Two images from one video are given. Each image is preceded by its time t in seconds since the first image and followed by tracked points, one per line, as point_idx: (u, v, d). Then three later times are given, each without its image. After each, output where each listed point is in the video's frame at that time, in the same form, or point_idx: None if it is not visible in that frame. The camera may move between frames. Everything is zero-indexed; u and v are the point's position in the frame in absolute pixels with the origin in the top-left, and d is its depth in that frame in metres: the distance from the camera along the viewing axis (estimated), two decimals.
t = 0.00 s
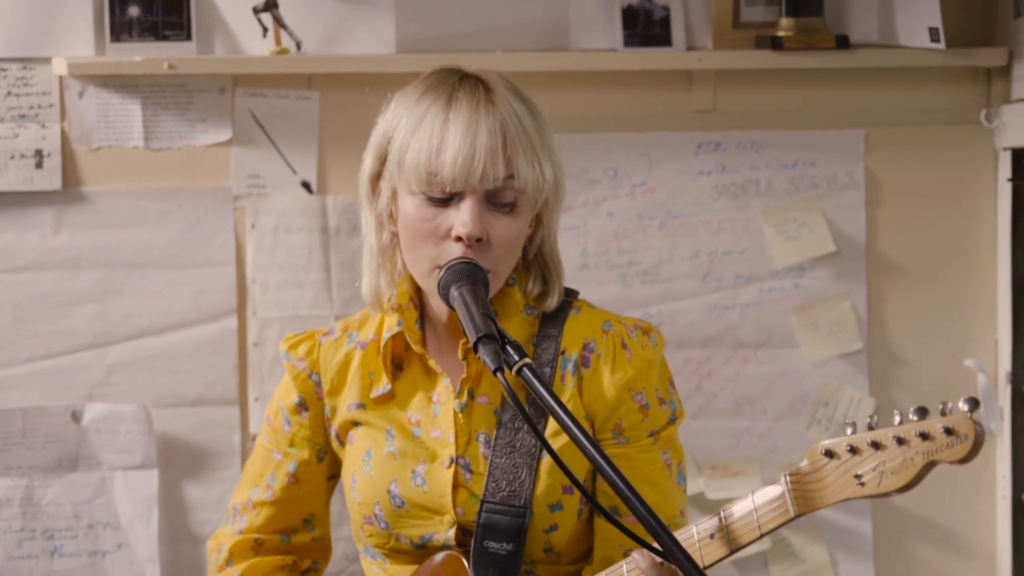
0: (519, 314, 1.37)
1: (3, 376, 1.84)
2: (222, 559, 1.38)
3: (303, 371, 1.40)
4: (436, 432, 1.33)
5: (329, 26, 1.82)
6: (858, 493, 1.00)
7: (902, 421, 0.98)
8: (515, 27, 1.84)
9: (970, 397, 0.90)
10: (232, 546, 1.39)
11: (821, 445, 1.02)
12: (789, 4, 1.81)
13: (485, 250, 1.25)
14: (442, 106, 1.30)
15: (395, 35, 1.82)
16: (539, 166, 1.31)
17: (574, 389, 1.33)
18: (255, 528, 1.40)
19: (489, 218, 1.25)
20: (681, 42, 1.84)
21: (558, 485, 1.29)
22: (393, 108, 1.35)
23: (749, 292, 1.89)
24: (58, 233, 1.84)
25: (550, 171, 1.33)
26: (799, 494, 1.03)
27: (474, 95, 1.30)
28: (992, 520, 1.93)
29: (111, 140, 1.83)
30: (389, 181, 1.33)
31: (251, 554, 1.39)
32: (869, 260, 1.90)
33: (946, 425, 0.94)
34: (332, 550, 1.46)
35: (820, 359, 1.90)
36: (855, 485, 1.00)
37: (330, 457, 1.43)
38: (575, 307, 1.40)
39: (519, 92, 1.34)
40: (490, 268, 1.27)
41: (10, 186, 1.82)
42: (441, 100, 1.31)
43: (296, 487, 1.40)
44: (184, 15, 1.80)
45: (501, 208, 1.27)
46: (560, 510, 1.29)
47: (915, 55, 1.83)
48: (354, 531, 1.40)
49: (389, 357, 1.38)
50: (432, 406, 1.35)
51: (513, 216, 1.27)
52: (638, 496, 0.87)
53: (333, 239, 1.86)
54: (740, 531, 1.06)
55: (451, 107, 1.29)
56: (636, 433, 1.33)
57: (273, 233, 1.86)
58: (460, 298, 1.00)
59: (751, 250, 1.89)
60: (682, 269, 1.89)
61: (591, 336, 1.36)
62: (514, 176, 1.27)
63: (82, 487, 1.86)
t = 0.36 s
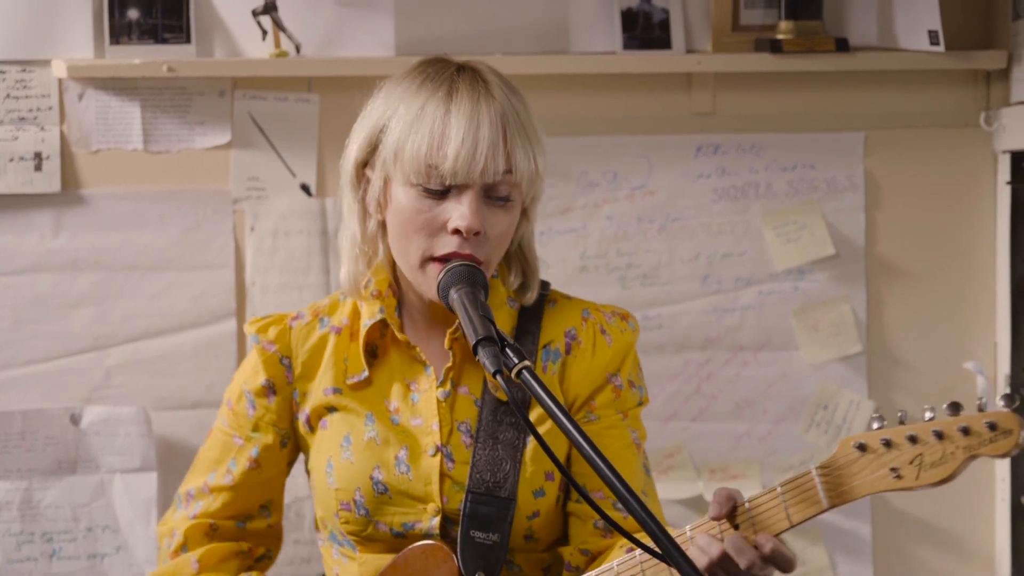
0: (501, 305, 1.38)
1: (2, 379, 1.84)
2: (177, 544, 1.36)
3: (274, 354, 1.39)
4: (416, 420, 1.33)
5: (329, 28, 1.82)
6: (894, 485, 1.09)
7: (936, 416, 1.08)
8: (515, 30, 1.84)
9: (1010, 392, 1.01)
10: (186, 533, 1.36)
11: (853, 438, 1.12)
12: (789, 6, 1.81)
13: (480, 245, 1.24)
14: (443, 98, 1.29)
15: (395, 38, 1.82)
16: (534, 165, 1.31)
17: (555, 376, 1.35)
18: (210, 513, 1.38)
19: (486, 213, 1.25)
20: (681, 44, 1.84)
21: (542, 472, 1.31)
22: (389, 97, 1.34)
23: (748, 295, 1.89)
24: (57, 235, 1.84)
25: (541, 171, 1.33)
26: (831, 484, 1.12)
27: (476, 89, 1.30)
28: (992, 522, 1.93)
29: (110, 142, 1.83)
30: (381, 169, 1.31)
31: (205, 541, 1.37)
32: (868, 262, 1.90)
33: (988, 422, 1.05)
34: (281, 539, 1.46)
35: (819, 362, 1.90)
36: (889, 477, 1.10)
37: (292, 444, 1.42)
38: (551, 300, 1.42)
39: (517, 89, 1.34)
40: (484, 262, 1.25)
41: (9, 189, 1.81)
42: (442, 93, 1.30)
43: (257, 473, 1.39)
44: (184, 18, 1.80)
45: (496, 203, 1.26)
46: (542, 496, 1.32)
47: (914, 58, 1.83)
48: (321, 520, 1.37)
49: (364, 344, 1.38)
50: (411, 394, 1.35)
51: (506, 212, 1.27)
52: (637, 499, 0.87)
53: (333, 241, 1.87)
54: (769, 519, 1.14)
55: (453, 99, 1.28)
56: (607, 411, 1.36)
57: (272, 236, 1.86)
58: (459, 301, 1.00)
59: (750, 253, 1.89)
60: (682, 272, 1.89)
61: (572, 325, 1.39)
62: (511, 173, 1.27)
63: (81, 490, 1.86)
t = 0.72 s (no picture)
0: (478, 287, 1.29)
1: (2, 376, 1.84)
2: (143, 553, 1.10)
3: (256, 338, 1.16)
4: (415, 407, 1.21)
5: (329, 24, 1.82)
6: (962, 467, 1.28)
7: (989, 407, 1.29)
8: (514, 25, 1.84)
9: None
10: (153, 539, 1.11)
11: (917, 425, 1.28)
12: (789, 2, 1.81)
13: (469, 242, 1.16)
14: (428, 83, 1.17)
15: (395, 34, 1.82)
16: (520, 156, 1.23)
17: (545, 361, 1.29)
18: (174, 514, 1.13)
19: (475, 206, 1.16)
20: (681, 40, 1.84)
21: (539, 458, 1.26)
22: (367, 79, 1.21)
23: (748, 291, 1.89)
24: (57, 232, 1.84)
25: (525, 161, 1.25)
26: (903, 468, 1.27)
27: (462, 76, 1.18)
28: (992, 518, 1.94)
29: (110, 139, 1.83)
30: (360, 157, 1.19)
31: (171, 550, 1.13)
32: (869, 259, 1.90)
33: None
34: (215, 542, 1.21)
35: (819, 358, 1.90)
36: (958, 461, 1.28)
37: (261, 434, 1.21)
38: (517, 285, 1.36)
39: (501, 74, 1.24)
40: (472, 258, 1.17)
41: (10, 185, 1.81)
42: (426, 77, 1.18)
43: (228, 467, 1.16)
44: (184, 14, 1.80)
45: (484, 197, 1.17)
46: (537, 479, 1.28)
47: (915, 53, 1.83)
48: (304, 514, 1.20)
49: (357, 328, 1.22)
50: (402, 380, 1.22)
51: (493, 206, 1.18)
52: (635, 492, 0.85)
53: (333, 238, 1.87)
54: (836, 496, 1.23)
55: (439, 87, 1.17)
56: (592, 396, 1.34)
57: (272, 232, 1.87)
58: (460, 297, 1.00)
59: (750, 249, 1.89)
60: (682, 268, 1.89)
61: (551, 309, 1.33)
62: (501, 167, 1.18)
63: (82, 486, 1.86)
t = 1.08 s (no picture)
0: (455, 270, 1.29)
1: (4, 376, 1.84)
2: None
3: (263, 342, 1.14)
4: (420, 395, 1.22)
5: (331, 25, 1.82)
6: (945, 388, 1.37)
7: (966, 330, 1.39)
8: (516, 26, 1.84)
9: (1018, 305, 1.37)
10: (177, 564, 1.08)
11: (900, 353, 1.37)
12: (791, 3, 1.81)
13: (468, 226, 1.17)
14: (411, 72, 1.17)
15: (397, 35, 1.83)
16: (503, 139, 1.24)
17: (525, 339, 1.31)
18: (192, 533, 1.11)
19: (472, 190, 1.18)
20: (682, 41, 1.84)
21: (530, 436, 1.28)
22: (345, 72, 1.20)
23: (750, 291, 1.89)
24: (59, 232, 1.84)
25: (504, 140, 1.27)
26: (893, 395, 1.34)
27: (440, 63, 1.19)
28: (993, 518, 1.94)
29: (112, 139, 1.83)
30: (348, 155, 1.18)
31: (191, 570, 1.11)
32: (871, 259, 1.90)
33: (996, 332, 1.41)
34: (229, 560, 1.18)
35: (821, 358, 1.90)
36: (941, 382, 1.37)
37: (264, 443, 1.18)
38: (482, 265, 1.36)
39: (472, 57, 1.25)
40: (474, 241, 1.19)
41: (12, 186, 1.82)
42: (406, 66, 1.18)
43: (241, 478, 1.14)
44: (186, 15, 1.80)
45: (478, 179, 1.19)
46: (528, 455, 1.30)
47: (917, 54, 1.83)
48: (317, 518, 1.19)
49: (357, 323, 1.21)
50: (403, 370, 1.23)
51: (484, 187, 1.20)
52: (638, 493, 0.87)
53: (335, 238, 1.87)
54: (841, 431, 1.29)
55: (421, 75, 1.17)
56: (564, 367, 1.36)
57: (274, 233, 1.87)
58: (463, 298, 1.00)
59: (752, 250, 1.89)
60: (683, 268, 1.89)
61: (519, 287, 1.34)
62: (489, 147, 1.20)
63: (84, 486, 1.86)
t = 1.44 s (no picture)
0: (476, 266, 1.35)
1: (11, 367, 1.84)
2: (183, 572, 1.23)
3: (267, 347, 1.28)
4: (432, 390, 1.30)
5: (338, 16, 1.82)
6: (968, 349, 1.21)
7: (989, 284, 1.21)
8: (524, 17, 1.84)
9: None
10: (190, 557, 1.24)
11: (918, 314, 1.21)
12: None
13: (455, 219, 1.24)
14: (367, 78, 1.26)
15: (405, 26, 1.83)
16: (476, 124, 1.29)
17: (551, 329, 1.34)
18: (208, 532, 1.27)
19: (449, 181, 1.25)
20: (690, 33, 1.84)
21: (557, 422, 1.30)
22: (311, 87, 1.30)
23: (757, 284, 1.89)
24: (66, 224, 1.84)
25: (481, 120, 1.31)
26: (909, 359, 1.20)
27: (394, 63, 1.27)
28: (1000, 511, 1.93)
29: (119, 131, 1.83)
30: (329, 171, 1.30)
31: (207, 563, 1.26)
32: (878, 251, 1.90)
33: None
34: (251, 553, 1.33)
35: (828, 351, 1.90)
36: (963, 342, 1.21)
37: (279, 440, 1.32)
38: (514, 259, 1.41)
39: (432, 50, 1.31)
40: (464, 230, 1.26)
41: (19, 178, 1.82)
42: (363, 73, 1.27)
43: (255, 474, 1.30)
44: (193, 6, 1.80)
45: (455, 169, 1.26)
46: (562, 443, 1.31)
47: (924, 46, 1.83)
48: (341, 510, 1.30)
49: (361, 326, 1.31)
50: (416, 367, 1.31)
51: (465, 174, 1.27)
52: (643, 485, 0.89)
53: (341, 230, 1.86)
54: (850, 402, 1.18)
55: (376, 78, 1.25)
56: (604, 354, 1.37)
57: (281, 225, 1.87)
58: (469, 289, 1.00)
59: (758, 242, 1.89)
60: (690, 260, 1.88)
61: (552, 278, 1.38)
62: (456, 134, 1.25)
63: (90, 477, 1.86)
